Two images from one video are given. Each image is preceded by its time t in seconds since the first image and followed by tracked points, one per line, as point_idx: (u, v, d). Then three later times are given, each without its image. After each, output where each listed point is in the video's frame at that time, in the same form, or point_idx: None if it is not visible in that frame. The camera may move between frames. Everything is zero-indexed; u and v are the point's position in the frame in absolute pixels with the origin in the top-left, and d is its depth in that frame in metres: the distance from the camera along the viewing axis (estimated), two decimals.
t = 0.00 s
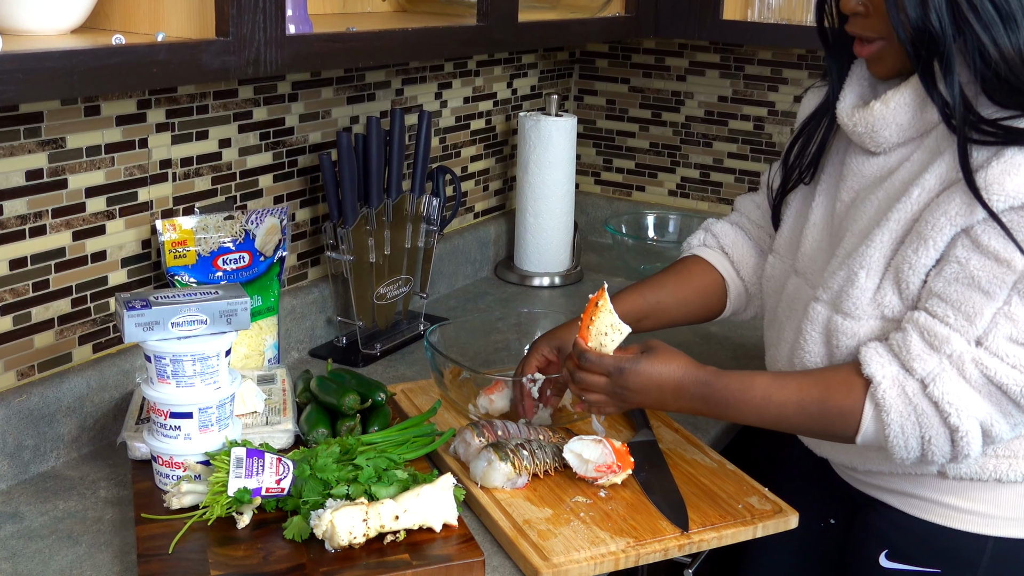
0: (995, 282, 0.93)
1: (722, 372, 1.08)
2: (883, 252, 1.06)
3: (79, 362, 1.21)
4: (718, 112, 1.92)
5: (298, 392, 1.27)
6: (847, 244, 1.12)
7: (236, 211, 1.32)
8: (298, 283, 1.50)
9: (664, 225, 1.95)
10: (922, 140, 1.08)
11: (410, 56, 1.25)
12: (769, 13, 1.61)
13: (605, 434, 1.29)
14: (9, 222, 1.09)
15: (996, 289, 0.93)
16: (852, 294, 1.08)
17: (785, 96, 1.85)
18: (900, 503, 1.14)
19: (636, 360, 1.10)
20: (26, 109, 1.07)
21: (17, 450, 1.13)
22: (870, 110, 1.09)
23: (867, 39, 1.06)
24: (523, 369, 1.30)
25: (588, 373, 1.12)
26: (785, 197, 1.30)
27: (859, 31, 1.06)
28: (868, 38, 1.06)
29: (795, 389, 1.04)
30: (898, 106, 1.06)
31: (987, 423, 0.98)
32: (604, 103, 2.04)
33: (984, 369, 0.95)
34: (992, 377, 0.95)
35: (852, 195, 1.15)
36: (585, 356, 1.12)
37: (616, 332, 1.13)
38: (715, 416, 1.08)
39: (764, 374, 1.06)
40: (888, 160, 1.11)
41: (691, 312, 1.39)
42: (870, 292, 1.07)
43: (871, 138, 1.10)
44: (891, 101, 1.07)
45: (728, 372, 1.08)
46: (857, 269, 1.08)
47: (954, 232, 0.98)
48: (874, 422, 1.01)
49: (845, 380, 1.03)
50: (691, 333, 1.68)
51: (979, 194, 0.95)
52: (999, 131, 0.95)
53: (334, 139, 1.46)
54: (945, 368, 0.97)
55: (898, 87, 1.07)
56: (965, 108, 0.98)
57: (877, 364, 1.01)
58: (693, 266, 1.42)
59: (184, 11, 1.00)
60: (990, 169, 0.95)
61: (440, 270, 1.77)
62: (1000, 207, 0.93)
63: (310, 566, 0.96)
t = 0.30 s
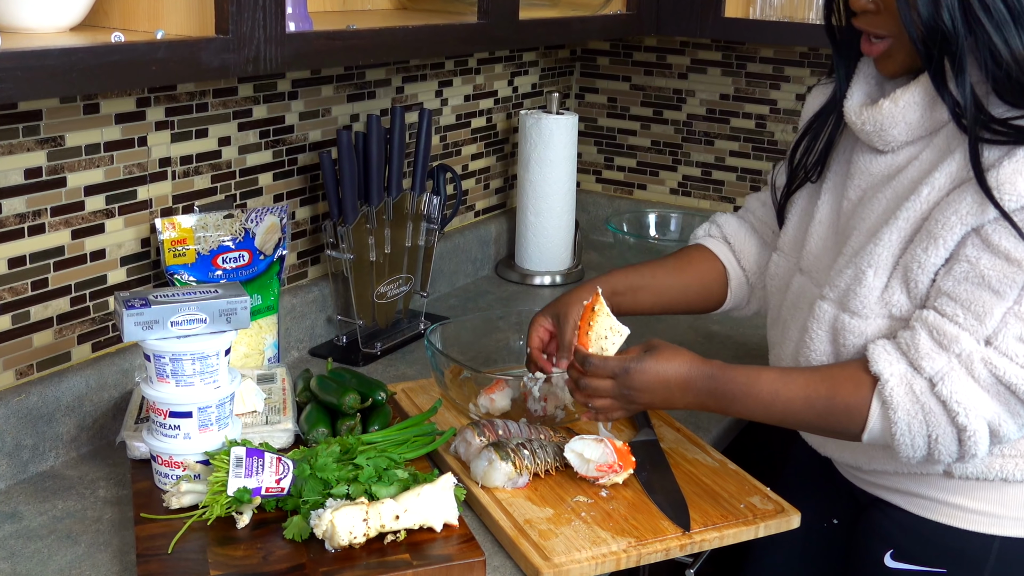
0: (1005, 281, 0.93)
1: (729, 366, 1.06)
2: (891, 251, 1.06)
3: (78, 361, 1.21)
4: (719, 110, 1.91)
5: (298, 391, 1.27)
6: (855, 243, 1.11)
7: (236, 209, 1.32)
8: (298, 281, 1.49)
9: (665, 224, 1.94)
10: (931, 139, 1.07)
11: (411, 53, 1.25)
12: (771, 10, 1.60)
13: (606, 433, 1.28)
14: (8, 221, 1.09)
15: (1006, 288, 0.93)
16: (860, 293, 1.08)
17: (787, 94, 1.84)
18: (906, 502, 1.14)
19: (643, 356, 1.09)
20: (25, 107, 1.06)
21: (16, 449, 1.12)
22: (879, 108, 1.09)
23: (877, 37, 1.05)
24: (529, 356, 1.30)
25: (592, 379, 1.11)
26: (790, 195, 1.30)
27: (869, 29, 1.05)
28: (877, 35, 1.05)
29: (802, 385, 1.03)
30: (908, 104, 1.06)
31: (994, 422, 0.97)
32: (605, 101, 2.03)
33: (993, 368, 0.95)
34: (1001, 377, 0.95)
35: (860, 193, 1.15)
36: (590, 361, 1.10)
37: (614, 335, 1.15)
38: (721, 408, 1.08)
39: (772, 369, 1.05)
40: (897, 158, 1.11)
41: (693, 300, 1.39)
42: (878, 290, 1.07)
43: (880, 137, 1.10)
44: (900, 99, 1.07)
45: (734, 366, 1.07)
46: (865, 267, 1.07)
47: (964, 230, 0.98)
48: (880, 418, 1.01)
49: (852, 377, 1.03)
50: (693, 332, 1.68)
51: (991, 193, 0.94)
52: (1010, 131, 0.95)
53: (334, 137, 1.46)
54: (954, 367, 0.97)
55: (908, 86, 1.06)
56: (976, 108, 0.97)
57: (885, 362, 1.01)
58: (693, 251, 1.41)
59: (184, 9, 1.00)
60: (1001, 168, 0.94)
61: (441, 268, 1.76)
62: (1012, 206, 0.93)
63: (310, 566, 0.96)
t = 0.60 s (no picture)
0: (1007, 280, 0.92)
1: (733, 351, 1.05)
2: (893, 248, 1.06)
3: (77, 360, 1.20)
4: (721, 108, 1.91)
5: (298, 390, 1.26)
6: (857, 240, 1.11)
7: (236, 208, 1.31)
8: (298, 280, 1.48)
9: (667, 223, 1.93)
10: (933, 137, 1.07)
11: (412, 51, 1.24)
12: (774, 7, 1.59)
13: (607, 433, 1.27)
14: (6, 220, 1.08)
15: (1008, 288, 0.92)
16: (861, 290, 1.08)
17: (789, 92, 1.84)
18: (907, 501, 1.13)
19: (643, 358, 1.06)
20: (23, 105, 1.06)
21: (14, 449, 1.12)
22: (882, 106, 1.08)
23: (886, 27, 1.04)
24: (546, 309, 1.25)
25: (599, 397, 1.09)
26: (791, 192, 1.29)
27: (878, 20, 1.04)
28: (886, 24, 1.04)
29: (804, 372, 1.02)
30: (910, 102, 1.06)
31: (994, 421, 0.96)
32: (606, 99, 2.03)
33: (994, 367, 0.94)
34: (1001, 376, 0.94)
35: (861, 191, 1.15)
36: (592, 381, 1.08)
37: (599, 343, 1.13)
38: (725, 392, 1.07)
39: (775, 357, 1.04)
40: (899, 157, 1.10)
41: (713, 275, 1.37)
42: (880, 288, 1.07)
43: (882, 134, 1.10)
44: (904, 97, 1.06)
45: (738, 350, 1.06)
46: (867, 264, 1.07)
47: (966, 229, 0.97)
48: (880, 412, 1.00)
49: (855, 368, 1.02)
50: (695, 332, 1.67)
51: (994, 192, 0.93)
52: (1015, 129, 0.94)
53: (334, 135, 1.45)
54: (956, 365, 0.96)
55: (912, 83, 1.06)
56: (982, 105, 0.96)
57: (887, 355, 1.00)
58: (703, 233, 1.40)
59: (183, 6, 0.99)
60: (1005, 166, 0.93)
61: (441, 267, 1.76)
62: (1015, 204, 0.92)
63: (310, 566, 0.95)
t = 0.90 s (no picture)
0: None
1: (763, 352, 1.00)
2: (924, 243, 1.05)
3: (76, 359, 1.20)
4: (723, 106, 1.90)
5: (298, 389, 1.26)
6: (880, 238, 1.10)
7: (236, 206, 1.31)
8: (298, 279, 1.48)
9: (668, 221, 1.94)
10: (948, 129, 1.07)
11: (413, 49, 1.24)
12: (776, 5, 1.58)
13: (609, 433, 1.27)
14: (5, 218, 1.08)
15: None
16: (892, 289, 1.07)
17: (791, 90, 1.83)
18: (922, 503, 1.13)
19: (677, 398, 0.99)
20: (23, 104, 1.05)
21: (13, 448, 1.11)
22: (897, 100, 1.08)
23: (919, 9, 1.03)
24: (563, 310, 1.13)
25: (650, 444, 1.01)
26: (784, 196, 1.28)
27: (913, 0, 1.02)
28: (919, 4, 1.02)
29: (838, 371, 0.99)
30: (926, 94, 1.06)
31: None
32: (608, 97, 2.03)
33: None
34: None
35: (877, 187, 1.15)
36: (641, 438, 1.00)
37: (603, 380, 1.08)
38: (758, 393, 1.02)
39: (808, 355, 1.00)
40: (913, 150, 1.11)
41: (726, 269, 1.33)
42: (910, 284, 1.06)
43: (894, 129, 1.10)
44: (918, 89, 1.06)
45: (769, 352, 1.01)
46: (898, 262, 1.06)
47: (1003, 215, 0.97)
48: (919, 405, 0.98)
49: (889, 362, 1.00)
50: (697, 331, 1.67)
51: None
52: None
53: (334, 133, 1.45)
54: (998, 355, 0.94)
55: (926, 75, 1.06)
56: (1016, 91, 0.97)
57: (924, 348, 0.98)
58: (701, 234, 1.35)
59: (182, 4, 0.99)
60: None
61: (442, 266, 1.75)
62: None
63: (310, 566, 0.95)
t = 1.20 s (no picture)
0: None
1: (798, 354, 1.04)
2: (960, 238, 1.05)
3: (75, 358, 1.19)
4: (724, 104, 1.90)
5: (298, 389, 1.25)
6: (909, 234, 1.10)
7: (235, 205, 1.30)
8: (298, 278, 1.48)
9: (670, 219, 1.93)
10: (970, 124, 1.08)
11: (413, 46, 1.23)
12: (778, 3, 1.58)
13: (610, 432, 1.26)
14: (4, 216, 1.07)
15: None
16: (929, 284, 1.07)
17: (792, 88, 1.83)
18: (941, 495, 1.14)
19: (715, 411, 1.02)
20: (22, 101, 1.05)
21: (12, 447, 1.11)
22: (921, 98, 1.07)
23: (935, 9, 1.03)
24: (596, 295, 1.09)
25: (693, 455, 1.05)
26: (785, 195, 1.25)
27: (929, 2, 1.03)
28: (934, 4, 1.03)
29: (874, 369, 1.02)
30: (953, 91, 1.05)
31: None
32: (609, 95, 2.02)
33: None
34: None
35: (896, 184, 1.14)
36: (685, 454, 1.04)
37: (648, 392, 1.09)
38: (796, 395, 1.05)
39: (842, 356, 1.03)
40: (935, 145, 1.10)
41: (740, 269, 1.32)
42: (947, 279, 1.06)
43: (916, 126, 1.09)
44: (944, 86, 1.06)
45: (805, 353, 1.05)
46: (935, 258, 1.06)
47: None
48: (958, 398, 1.00)
49: (926, 356, 1.02)
50: (698, 330, 1.66)
51: None
52: None
53: (334, 131, 1.44)
54: None
55: (952, 72, 1.05)
56: None
57: (960, 340, 1.00)
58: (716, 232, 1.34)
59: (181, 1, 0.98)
60: None
61: (442, 265, 1.75)
62: None
63: (310, 566, 0.94)
